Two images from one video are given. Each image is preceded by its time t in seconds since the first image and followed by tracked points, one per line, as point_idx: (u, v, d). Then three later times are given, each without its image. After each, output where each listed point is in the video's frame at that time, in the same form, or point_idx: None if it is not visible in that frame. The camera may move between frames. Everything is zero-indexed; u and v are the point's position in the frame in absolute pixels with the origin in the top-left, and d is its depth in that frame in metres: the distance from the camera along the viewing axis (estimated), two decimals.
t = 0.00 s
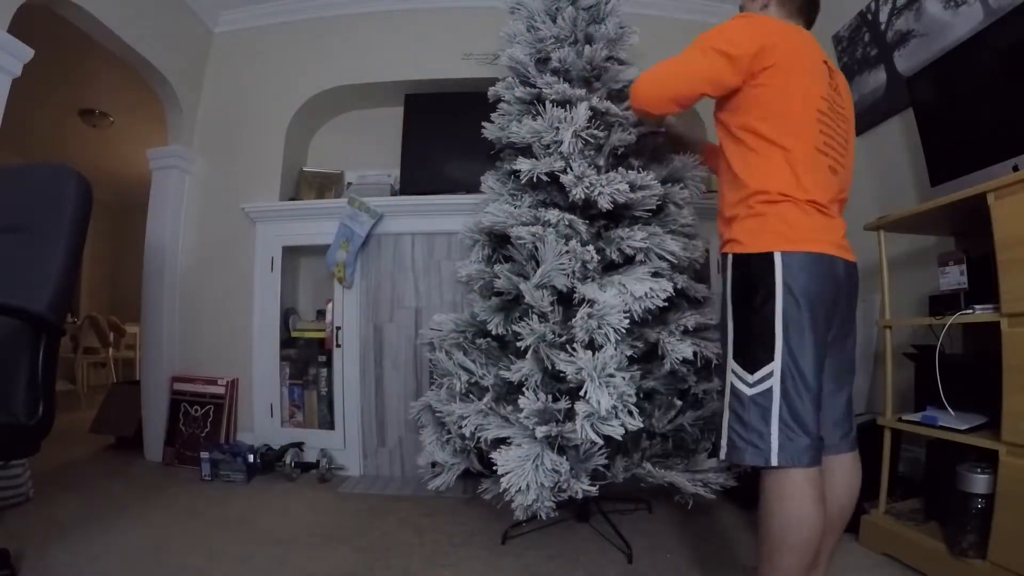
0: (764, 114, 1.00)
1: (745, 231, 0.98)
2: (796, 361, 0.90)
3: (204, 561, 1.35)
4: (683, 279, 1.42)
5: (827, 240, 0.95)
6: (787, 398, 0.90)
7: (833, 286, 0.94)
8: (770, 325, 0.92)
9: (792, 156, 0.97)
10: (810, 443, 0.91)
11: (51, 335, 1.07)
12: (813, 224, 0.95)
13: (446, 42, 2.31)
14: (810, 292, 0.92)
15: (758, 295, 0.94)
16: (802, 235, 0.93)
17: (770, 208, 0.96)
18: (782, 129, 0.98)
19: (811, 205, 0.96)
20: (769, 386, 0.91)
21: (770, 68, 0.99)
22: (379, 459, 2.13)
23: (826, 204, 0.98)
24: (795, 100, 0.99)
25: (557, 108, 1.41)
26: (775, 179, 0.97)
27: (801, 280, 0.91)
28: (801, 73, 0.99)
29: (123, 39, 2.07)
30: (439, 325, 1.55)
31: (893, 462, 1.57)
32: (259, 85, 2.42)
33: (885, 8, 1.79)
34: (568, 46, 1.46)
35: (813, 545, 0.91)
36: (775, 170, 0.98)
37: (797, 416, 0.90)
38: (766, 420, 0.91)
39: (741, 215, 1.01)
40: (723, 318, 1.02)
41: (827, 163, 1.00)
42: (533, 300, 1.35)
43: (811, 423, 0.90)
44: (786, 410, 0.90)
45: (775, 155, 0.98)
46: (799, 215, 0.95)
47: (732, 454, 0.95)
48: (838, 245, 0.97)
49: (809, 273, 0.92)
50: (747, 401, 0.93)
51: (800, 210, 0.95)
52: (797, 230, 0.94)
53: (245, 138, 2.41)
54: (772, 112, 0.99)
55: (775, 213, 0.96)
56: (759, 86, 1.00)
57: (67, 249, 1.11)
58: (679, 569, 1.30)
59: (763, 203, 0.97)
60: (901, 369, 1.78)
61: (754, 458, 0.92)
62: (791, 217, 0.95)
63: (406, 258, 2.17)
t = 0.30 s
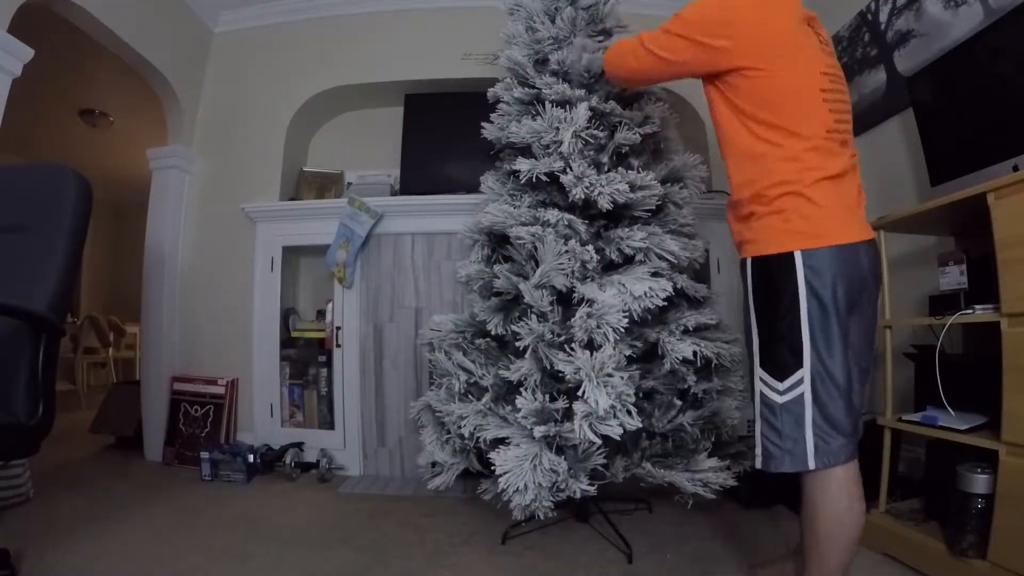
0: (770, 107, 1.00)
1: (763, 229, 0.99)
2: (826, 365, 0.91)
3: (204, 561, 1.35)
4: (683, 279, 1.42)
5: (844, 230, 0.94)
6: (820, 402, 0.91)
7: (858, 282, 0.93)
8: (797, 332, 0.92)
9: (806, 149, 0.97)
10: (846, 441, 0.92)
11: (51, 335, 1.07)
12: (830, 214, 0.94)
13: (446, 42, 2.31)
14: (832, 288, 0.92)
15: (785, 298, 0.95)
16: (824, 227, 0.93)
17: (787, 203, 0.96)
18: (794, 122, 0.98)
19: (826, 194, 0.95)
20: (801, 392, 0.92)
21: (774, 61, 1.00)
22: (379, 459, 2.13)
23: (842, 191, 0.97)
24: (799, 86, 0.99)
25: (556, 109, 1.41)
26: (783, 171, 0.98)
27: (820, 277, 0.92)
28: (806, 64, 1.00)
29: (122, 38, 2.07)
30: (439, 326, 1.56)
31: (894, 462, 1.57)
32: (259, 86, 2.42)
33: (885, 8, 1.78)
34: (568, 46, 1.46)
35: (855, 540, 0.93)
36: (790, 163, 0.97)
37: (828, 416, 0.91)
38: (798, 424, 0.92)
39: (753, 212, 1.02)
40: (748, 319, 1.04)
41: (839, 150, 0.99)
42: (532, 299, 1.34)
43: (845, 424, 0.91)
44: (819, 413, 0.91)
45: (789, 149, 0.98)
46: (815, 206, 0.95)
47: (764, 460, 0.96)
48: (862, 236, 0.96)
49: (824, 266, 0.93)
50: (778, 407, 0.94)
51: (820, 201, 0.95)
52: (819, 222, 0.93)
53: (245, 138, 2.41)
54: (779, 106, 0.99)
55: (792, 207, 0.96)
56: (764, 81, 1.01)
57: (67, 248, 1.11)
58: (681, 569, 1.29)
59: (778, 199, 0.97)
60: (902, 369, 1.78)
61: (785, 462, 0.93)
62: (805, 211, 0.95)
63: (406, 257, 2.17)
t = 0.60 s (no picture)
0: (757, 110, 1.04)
1: (755, 226, 1.00)
2: (823, 358, 0.91)
3: (203, 560, 1.35)
4: (683, 279, 1.42)
5: (830, 228, 0.97)
6: (818, 396, 0.91)
7: (848, 279, 0.95)
8: (798, 327, 0.92)
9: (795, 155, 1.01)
10: (842, 434, 0.93)
11: (51, 335, 1.07)
12: (816, 212, 0.97)
13: (446, 42, 2.31)
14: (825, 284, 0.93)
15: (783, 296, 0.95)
16: (811, 220, 0.96)
17: (778, 200, 0.99)
18: (783, 125, 1.02)
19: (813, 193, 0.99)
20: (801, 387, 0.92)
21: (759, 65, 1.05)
22: (379, 459, 2.13)
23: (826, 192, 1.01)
24: (790, 91, 1.03)
25: (557, 109, 1.41)
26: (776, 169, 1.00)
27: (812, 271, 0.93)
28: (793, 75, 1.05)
29: (122, 38, 2.07)
30: (439, 325, 1.55)
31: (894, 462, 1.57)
32: (259, 85, 2.42)
33: (885, 8, 1.79)
34: (568, 45, 1.46)
35: (849, 537, 0.94)
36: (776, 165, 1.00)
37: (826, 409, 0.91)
38: (798, 419, 0.92)
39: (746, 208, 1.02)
40: (744, 317, 1.04)
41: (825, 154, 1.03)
42: (532, 299, 1.34)
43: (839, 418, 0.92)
44: (818, 406, 0.91)
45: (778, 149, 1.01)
46: (804, 204, 0.97)
47: (763, 457, 0.95)
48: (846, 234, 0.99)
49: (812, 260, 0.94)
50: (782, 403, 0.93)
51: (808, 197, 0.98)
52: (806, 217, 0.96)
53: (245, 138, 2.41)
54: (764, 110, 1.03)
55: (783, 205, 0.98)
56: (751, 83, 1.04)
57: (67, 248, 1.11)
58: (681, 569, 1.29)
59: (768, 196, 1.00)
60: (902, 369, 1.78)
61: (788, 459, 0.92)
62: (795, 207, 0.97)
63: (406, 258, 2.17)
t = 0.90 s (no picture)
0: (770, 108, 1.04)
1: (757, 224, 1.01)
2: (827, 360, 0.91)
3: (203, 561, 1.35)
4: (684, 279, 1.42)
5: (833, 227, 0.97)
6: (822, 398, 0.91)
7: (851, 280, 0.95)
8: (802, 330, 0.92)
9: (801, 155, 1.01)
10: (846, 435, 0.93)
11: (51, 335, 1.07)
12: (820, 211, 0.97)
13: (446, 42, 2.31)
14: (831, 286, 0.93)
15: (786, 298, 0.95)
16: (813, 219, 0.96)
17: (780, 199, 1.00)
18: (792, 124, 1.02)
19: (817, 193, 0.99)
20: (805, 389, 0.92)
21: (778, 65, 1.05)
22: (379, 459, 2.13)
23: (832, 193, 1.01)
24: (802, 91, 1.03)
25: (557, 109, 1.41)
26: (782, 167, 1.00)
27: (816, 272, 0.93)
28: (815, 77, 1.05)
29: (122, 38, 2.07)
30: (439, 325, 1.55)
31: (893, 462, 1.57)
32: (259, 85, 2.42)
33: (885, 8, 1.79)
34: (568, 45, 1.46)
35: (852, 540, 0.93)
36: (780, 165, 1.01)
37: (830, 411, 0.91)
38: (802, 421, 0.92)
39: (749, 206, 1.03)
40: (746, 318, 1.04)
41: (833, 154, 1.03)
42: (532, 300, 1.34)
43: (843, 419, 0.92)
44: (822, 407, 0.91)
45: (783, 149, 1.02)
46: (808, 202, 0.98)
47: (768, 458, 0.95)
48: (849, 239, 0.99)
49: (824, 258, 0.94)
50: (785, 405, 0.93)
51: (810, 197, 0.98)
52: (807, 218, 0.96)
53: (245, 138, 2.41)
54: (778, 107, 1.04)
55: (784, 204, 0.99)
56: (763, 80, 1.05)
57: (67, 248, 1.11)
58: (681, 569, 1.29)
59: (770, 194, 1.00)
60: (901, 369, 1.78)
61: (792, 460, 0.93)
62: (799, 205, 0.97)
63: (406, 257, 2.17)
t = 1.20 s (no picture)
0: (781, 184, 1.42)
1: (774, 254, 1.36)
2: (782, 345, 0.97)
3: (204, 560, 1.35)
4: (684, 280, 1.42)
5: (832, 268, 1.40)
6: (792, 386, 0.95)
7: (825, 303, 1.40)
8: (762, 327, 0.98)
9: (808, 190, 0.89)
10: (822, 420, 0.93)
11: (51, 335, 1.07)
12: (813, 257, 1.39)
13: (446, 41, 2.31)
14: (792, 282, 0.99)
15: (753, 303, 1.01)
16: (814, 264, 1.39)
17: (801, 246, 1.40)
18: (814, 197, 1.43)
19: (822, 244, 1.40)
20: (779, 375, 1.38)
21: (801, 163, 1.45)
22: (379, 459, 2.13)
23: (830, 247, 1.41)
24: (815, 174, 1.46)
25: (557, 109, 1.41)
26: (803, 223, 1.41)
27: (799, 301, 1.38)
28: (823, 170, 1.47)
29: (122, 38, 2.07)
30: (439, 325, 1.55)
31: (893, 461, 1.57)
32: (259, 84, 2.42)
33: (884, 8, 1.79)
34: (568, 46, 1.46)
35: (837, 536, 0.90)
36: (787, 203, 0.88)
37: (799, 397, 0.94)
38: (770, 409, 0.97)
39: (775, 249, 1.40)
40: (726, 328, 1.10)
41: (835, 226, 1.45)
42: (532, 300, 1.34)
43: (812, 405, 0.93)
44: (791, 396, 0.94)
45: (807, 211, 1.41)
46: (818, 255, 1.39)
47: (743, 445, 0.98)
48: (843, 281, 1.42)
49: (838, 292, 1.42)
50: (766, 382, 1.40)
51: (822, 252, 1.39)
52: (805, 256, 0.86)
53: (245, 137, 2.41)
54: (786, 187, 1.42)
55: (787, 261, 1.40)
56: (783, 167, 1.43)
57: (67, 248, 1.11)
58: (680, 569, 1.29)
59: (778, 250, 1.38)
60: (901, 369, 1.78)
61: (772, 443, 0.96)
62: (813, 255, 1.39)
63: (406, 258, 2.17)
